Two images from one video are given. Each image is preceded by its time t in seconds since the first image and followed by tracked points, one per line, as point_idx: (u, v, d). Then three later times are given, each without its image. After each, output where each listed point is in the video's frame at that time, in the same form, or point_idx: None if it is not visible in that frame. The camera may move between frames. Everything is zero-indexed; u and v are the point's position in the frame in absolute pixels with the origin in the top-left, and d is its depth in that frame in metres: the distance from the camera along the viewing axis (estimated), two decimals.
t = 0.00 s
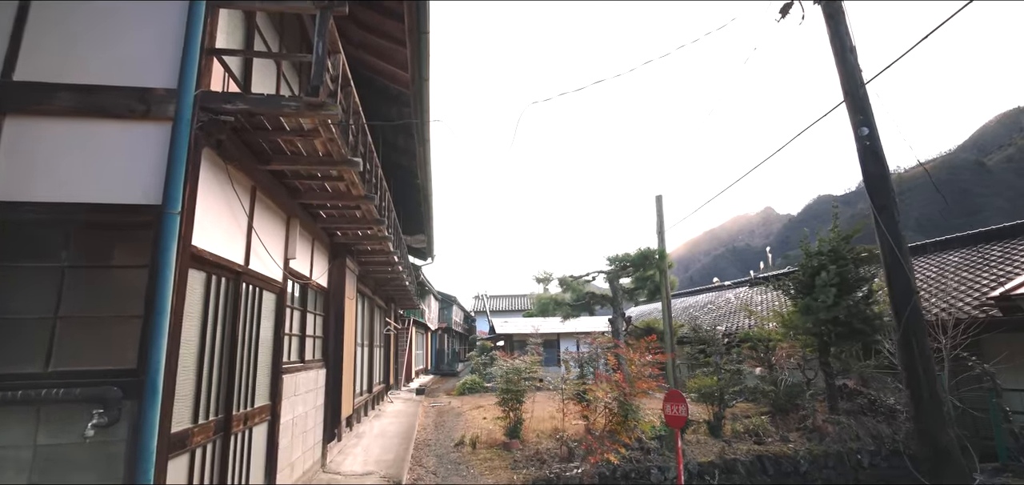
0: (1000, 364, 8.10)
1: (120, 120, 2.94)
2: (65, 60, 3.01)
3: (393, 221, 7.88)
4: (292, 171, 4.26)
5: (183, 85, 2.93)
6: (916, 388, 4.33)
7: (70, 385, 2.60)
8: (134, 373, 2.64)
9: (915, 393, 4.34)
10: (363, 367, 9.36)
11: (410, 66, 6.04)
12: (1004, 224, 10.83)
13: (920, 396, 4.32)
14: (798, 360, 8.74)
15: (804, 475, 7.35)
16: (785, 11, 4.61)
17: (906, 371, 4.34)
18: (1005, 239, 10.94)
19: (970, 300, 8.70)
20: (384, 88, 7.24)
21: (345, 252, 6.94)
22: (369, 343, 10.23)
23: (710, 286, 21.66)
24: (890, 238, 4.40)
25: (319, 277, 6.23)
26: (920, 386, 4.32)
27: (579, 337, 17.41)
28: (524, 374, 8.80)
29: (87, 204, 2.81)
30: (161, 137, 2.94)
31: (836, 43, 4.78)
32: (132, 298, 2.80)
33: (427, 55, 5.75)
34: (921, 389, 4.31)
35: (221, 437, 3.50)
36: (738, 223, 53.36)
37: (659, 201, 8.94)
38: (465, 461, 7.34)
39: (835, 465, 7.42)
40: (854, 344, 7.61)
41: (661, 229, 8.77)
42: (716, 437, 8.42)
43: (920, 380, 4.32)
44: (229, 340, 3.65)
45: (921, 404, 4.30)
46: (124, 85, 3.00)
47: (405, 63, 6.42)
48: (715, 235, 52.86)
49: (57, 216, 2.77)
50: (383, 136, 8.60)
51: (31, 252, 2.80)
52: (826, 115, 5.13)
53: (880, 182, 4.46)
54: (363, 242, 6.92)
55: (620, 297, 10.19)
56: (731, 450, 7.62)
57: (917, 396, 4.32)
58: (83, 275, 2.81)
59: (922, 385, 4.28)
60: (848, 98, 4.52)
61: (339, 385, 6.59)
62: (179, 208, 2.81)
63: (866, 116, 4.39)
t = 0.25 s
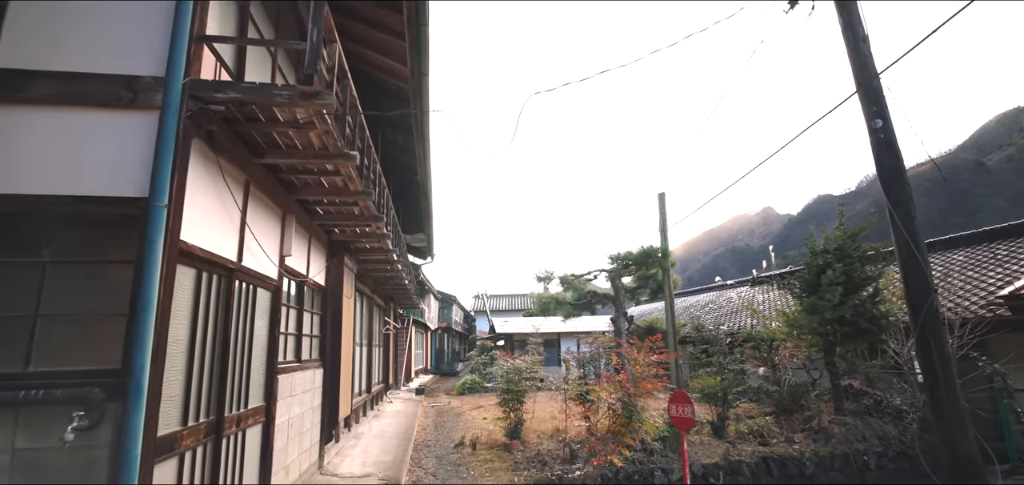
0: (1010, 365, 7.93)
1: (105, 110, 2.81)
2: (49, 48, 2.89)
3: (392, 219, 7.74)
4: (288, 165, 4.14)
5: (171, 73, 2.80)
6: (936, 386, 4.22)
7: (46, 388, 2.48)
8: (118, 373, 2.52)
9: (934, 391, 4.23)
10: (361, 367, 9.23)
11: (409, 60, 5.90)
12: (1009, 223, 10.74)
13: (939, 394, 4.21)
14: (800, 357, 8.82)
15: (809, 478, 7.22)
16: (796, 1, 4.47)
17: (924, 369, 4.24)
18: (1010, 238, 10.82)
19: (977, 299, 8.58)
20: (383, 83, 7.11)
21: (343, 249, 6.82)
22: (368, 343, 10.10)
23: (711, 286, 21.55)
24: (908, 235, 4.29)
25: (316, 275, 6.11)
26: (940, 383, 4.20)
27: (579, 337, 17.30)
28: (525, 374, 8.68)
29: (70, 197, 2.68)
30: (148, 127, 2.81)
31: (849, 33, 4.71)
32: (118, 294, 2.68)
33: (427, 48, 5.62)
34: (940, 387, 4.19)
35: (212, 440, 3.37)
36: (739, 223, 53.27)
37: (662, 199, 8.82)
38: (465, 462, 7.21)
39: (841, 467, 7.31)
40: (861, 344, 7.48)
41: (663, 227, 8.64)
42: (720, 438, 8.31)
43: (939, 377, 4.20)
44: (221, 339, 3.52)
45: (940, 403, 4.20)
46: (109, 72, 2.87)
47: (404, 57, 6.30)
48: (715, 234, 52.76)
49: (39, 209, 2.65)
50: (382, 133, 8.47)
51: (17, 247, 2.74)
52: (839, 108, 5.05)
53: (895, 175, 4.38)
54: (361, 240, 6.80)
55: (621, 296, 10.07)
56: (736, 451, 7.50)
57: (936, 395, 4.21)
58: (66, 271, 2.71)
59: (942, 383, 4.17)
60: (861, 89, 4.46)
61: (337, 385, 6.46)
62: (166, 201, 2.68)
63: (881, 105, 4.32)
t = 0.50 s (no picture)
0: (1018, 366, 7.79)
1: (87, 99, 2.68)
2: (30, 36, 2.77)
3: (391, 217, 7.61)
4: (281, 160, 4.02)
5: (156, 61, 2.67)
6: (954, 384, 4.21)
7: (23, 391, 2.36)
8: (98, 376, 2.38)
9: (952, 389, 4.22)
10: (359, 368, 9.10)
11: (407, 54, 5.77)
12: (1013, 223, 10.64)
13: (958, 391, 4.19)
14: (802, 356, 8.59)
15: (815, 480, 7.09)
16: None
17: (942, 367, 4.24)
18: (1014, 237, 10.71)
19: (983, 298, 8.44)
20: (381, 78, 6.99)
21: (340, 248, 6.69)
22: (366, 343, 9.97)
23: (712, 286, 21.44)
24: (924, 232, 4.27)
25: (312, 274, 5.98)
26: (959, 382, 4.19)
27: (579, 337, 17.17)
28: (526, 375, 8.56)
29: (49, 191, 2.55)
30: (132, 118, 2.68)
31: (861, 24, 4.64)
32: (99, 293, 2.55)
33: (425, 42, 5.49)
34: (959, 385, 4.18)
35: (201, 445, 3.24)
36: (739, 223, 53.19)
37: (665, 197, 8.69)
38: (464, 465, 7.08)
39: (848, 469, 7.20)
40: (867, 345, 7.36)
41: (666, 226, 8.51)
42: (723, 440, 8.18)
43: (958, 376, 4.20)
44: (211, 340, 3.38)
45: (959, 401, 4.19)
46: (92, 61, 2.74)
47: (402, 52, 6.17)
48: (715, 234, 52.67)
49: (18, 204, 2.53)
50: (380, 130, 8.35)
51: None
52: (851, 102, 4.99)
53: (911, 168, 4.33)
54: (358, 239, 6.67)
55: (623, 296, 9.95)
56: (740, 454, 7.38)
57: (955, 392, 4.20)
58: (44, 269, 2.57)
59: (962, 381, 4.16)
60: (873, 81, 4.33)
61: (333, 387, 6.32)
62: (150, 195, 2.55)
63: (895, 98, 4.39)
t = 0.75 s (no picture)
0: None
1: (65, 89, 2.55)
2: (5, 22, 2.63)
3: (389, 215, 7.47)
4: (272, 154, 3.89)
5: (136, 48, 2.54)
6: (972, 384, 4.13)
7: None
8: (72, 381, 2.25)
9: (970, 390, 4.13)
10: (357, 369, 8.96)
11: (404, 49, 5.64)
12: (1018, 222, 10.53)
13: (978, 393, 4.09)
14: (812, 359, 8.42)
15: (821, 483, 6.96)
16: None
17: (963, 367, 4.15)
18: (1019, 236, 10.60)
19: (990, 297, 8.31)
20: (378, 74, 6.85)
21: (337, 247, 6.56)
22: (364, 344, 9.82)
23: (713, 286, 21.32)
24: (942, 227, 4.20)
25: (308, 274, 5.85)
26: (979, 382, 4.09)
27: (579, 337, 17.04)
28: (526, 376, 8.44)
29: (23, 184, 2.42)
30: (111, 107, 2.54)
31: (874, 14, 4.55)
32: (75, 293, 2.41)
33: (422, 35, 5.34)
34: (979, 385, 4.08)
35: (187, 450, 3.10)
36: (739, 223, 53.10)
37: (666, 195, 8.56)
38: (463, 468, 6.94)
39: (854, 472, 7.07)
40: (872, 345, 7.24)
41: (668, 224, 8.37)
42: (727, 442, 8.05)
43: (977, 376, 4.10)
44: (198, 341, 3.25)
45: (977, 400, 4.10)
46: (70, 48, 2.60)
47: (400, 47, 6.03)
48: (715, 234, 52.56)
49: None
50: (378, 127, 8.21)
51: None
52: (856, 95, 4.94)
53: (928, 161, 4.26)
54: (355, 237, 6.53)
55: (624, 295, 9.81)
56: (745, 456, 7.24)
57: (974, 393, 4.11)
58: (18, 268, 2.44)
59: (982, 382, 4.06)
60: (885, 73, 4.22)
61: (329, 388, 6.17)
62: (129, 188, 2.42)
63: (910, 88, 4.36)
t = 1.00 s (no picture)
0: None
1: (42, 74, 2.42)
2: None
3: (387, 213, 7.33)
4: (265, 147, 3.76)
5: (118, 31, 2.40)
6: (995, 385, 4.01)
7: None
8: (46, 382, 2.12)
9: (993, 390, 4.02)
10: (355, 369, 8.83)
11: (403, 42, 5.50)
12: None
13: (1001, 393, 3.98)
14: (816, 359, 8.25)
15: None
16: None
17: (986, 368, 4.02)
18: None
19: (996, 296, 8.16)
20: (376, 68, 6.72)
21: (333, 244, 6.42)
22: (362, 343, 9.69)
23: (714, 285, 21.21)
24: (963, 222, 4.10)
25: (304, 271, 5.72)
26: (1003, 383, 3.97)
27: (580, 336, 16.92)
28: (528, 377, 8.32)
29: None
30: (91, 94, 2.41)
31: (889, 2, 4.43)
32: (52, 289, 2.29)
33: (421, 27, 5.20)
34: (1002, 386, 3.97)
35: (175, 454, 2.97)
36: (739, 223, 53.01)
37: (670, 192, 8.42)
38: (463, 470, 6.80)
39: (861, 474, 6.94)
40: (879, 344, 7.11)
41: (672, 222, 8.23)
42: (731, 443, 7.92)
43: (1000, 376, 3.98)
44: (187, 340, 3.12)
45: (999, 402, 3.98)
46: (48, 31, 2.47)
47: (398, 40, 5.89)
48: (716, 234, 52.45)
49: None
50: (376, 123, 8.07)
51: None
52: (864, 83, 4.79)
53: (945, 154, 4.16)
54: (352, 234, 6.40)
55: (626, 295, 9.68)
56: (749, 458, 7.12)
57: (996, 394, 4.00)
58: None
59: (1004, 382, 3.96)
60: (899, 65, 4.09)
61: (325, 389, 6.04)
62: (108, 179, 2.29)
63: (928, 76, 4.26)
